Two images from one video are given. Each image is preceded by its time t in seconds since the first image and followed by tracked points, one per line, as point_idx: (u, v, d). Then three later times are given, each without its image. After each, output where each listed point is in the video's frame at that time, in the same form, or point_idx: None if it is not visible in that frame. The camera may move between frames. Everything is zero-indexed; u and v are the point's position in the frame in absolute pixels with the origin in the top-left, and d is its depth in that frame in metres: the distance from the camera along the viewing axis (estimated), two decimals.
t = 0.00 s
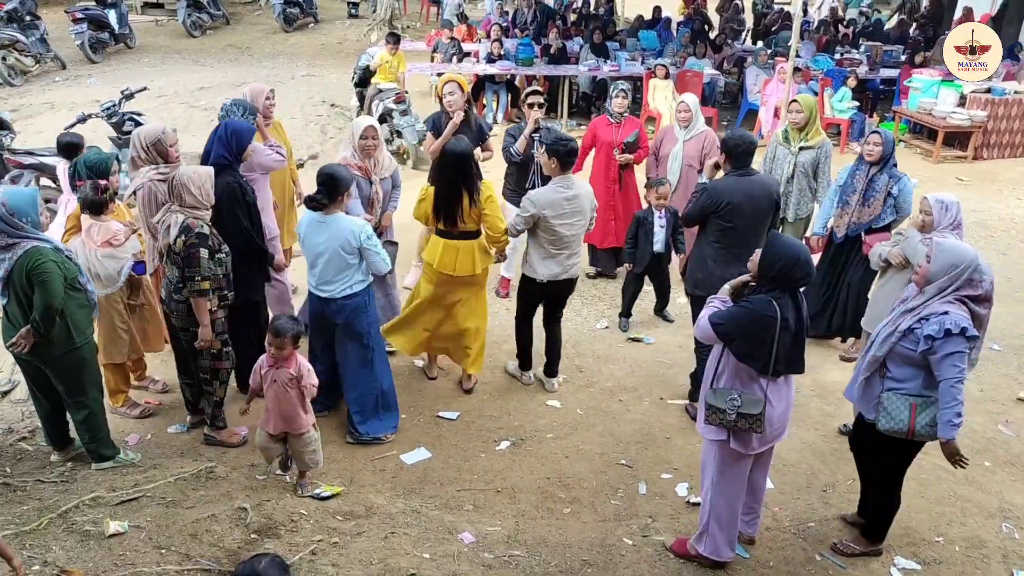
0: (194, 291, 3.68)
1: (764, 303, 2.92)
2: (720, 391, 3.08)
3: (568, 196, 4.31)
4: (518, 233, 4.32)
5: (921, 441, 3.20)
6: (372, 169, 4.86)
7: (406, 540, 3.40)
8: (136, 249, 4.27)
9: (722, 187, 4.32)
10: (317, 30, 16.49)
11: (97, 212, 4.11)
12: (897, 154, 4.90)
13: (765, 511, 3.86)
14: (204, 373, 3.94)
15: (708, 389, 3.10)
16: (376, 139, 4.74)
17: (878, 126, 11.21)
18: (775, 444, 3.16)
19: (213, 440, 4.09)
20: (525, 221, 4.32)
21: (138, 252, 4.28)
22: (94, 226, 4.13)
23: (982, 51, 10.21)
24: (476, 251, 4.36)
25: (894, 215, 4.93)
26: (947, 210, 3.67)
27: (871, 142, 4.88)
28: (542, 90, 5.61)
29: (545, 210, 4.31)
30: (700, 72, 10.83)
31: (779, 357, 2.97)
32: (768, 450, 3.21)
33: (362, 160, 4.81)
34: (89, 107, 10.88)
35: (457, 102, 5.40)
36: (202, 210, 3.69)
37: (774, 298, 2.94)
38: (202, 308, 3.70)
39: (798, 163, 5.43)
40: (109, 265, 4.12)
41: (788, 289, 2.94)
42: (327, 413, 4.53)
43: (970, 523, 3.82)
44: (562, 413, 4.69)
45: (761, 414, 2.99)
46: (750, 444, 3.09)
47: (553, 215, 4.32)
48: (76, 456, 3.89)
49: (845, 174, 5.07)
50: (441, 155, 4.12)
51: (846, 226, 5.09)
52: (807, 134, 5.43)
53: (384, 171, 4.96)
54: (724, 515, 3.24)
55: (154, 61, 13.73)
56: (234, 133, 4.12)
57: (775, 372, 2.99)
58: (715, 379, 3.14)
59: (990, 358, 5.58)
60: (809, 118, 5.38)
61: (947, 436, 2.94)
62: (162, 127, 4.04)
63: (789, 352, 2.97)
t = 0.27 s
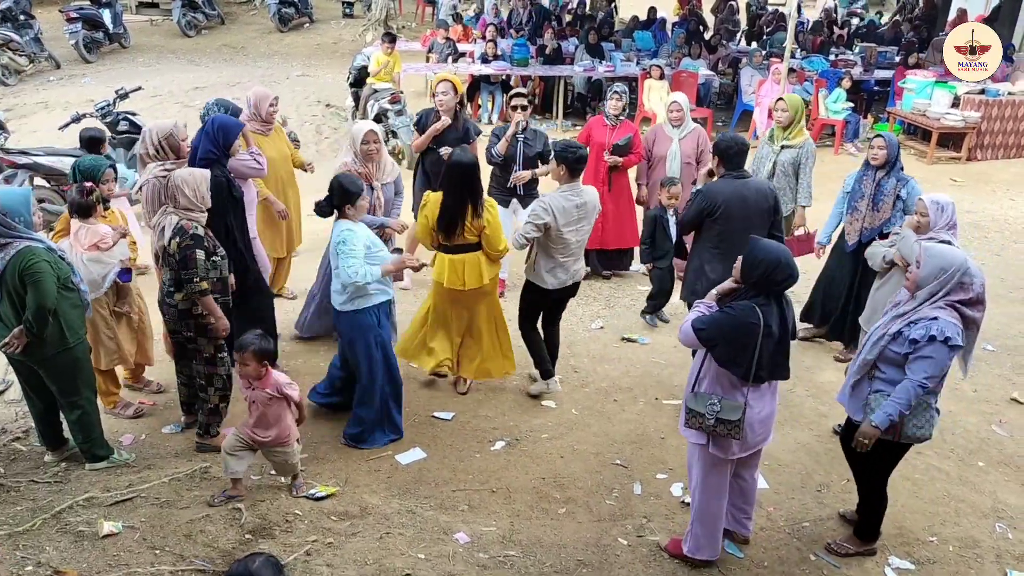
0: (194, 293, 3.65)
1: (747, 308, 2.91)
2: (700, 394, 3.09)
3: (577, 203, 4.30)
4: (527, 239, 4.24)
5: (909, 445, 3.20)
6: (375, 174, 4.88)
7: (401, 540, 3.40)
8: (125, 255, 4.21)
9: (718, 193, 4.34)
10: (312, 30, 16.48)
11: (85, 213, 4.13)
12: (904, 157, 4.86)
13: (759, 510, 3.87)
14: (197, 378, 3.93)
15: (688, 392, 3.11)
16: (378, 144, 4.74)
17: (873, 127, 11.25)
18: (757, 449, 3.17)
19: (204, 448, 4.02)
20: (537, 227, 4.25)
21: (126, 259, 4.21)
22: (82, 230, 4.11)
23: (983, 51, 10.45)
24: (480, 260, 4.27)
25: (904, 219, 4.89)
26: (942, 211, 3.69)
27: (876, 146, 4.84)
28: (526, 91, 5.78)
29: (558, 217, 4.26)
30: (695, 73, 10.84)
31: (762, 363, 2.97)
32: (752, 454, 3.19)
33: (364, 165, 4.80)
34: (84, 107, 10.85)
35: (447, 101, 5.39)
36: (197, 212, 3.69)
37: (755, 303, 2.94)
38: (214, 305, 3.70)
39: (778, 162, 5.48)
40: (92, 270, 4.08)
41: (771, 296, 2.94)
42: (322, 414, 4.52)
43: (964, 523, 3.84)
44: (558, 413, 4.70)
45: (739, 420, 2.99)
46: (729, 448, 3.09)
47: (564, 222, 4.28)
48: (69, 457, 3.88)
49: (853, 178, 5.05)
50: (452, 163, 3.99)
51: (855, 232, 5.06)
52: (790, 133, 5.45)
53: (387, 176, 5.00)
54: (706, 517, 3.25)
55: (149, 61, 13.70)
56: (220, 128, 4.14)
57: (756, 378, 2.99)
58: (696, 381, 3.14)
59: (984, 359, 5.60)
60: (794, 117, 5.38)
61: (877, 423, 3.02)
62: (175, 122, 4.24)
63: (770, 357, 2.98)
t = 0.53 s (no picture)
0: (202, 295, 3.67)
1: (732, 312, 2.92)
2: (684, 398, 3.11)
3: (590, 210, 4.25)
4: (538, 246, 4.22)
5: (904, 435, 3.23)
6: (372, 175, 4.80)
7: (401, 539, 3.40)
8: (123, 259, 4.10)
9: (711, 194, 4.34)
10: (312, 29, 16.47)
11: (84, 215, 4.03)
12: (905, 161, 4.81)
13: (760, 509, 3.87)
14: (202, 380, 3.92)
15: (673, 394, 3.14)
16: (377, 141, 4.73)
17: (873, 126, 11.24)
18: (743, 458, 3.16)
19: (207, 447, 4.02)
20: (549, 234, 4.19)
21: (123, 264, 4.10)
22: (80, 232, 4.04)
23: (982, 51, 10.29)
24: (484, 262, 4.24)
25: (899, 223, 4.87)
26: (957, 215, 3.65)
27: (879, 147, 4.83)
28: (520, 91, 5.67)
29: (571, 224, 4.20)
30: (696, 72, 10.82)
31: (747, 369, 2.96)
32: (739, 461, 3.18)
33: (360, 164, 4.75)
34: (84, 106, 10.85)
35: (434, 104, 5.36)
36: (200, 215, 3.70)
37: (742, 308, 2.93)
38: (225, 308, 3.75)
39: (767, 161, 5.49)
40: (86, 275, 3.99)
41: (758, 301, 2.93)
42: (322, 414, 4.51)
43: (964, 522, 3.83)
44: (559, 412, 4.69)
45: (718, 424, 3.01)
46: (712, 457, 3.10)
47: (577, 230, 4.23)
48: (70, 455, 3.88)
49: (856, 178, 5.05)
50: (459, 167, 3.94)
51: (852, 230, 5.08)
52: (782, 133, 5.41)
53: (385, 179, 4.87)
54: (692, 519, 3.26)
55: (149, 60, 13.69)
56: (214, 128, 4.11)
57: (740, 383, 2.99)
58: (682, 385, 3.15)
59: (984, 358, 5.60)
60: (785, 116, 5.33)
61: (856, 391, 3.11)
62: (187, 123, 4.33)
63: (757, 365, 2.97)
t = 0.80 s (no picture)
0: (217, 301, 3.69)
1: (719, 311, 2.93)
2: (679, 393, 3.13)
3: (602, 209, 4.21)
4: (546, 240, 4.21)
5: (908, 426, 3.23)
6: (360, 173, 4.64)
7: (403, 538, 3.40)
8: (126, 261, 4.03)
9: (695, 182, 4.39)
10: (314, 28, 16.47)
11: (88, 216, 3.97)
12: (903, 158, 4.81)
13: (761, 509, 3.86)
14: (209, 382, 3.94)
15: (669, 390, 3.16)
16: (368, 138, 4.57)
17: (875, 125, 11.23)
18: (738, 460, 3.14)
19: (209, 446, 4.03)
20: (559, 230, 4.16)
21: (126, 265, 4.03)
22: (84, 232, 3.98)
23: (982, 51, 10.30)
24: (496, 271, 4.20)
25: (890, 220, 4.89)
26: (973, 218, 3.66)
27: (876, 143, 4.86)
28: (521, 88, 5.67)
29: (581, 222, 4.17)
30: (697, 70, 10.81)
31: (736, 370, 2.97)
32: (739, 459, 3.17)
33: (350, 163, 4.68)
34: (86, 105, 10.85)
35: (425, 99, 5.40)
36: (206, 219, 3.70)
37: (731, 307, 2.94)
38: (237, 313, 3.80)
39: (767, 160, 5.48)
40: (86, 275, 3.92)
41: (750, 301, 2.92)
42: (323, 413, 4.51)
43: (966, 521, 3.83)
44: (560, 411, 4.69)
45: (708, 421, 3.02)
46: (706, 455, 3.10)
47: (586, 227, 4.20)
48: (73, 453, 3.88)
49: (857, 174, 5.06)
50: (464, 172, 3.89)
51: (846, 224, 5.12)
52: (780, 132, 5.42)
53: (375, 178, 4.65)
54: (689, 516, 3.27)
55: (151, 59, 13.69)
56: (215, 127, 4.12)
57: (730, 381, 2.99)
58: (680, 382, 3.17)
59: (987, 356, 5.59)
60: (783, 115, 5.35)
61: (890, 410, 3.08)
62: (187, 122, 4.25)
63: (748, 365, 2.96)
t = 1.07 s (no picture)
0: (227, 301, 3.71)
1: (723, 310, 2.93)
2: (683, 390, 3.13)
3: (615, 216, 4.16)
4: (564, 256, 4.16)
5: (916, 428, 3.24)
6: (344, 184, 4.62)
7: (404, 538, 3.40)
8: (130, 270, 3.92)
9: (680, 175, 4.45)
10: (315, 27, 16.47)
11: (90, 225, 3.87)
12: (894, 157, 4.84)
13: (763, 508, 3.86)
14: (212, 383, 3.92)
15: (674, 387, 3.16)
16: (345, 149, 4.51)
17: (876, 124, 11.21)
18: (743, 458, 3.12)
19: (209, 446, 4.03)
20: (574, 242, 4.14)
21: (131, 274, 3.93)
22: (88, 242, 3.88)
23: (982, 51, 10.24)
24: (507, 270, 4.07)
25: (876, 217, 4.92)
26: (980, 218, 3.63)
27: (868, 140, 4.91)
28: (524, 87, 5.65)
29: (595, 231, 4.13)
30: (698, 70, 10.80)
31: (740, 368, 2.97)
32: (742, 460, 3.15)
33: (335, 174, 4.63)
34: (87, 105, 10.86)
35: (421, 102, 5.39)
36: (209, 219, 3.69)
37: (734, 306, 2.94)
38: (242, 314, 3.79)
39: (772, 160, 5.45)
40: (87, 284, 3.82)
41: (753, 300, 2.92)
42: (324, 413, 4.50)
43: (968, 521, 3.82)
44: (562, 410, 4.68)
45: (708, 419, 3.02)
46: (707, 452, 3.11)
47: (602, 236, 4.16)
48: (73, 453, 3.88)
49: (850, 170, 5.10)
50: (479, 173, 3.83)
51: (835, 218, 5.18)
52: (783, 132, 5.39)
53: (358, 189, 4.64)
54: (691, 515, 3.27)
55: (152, 58, 13.69)
56: (219, 132, 4.21)
57: (732, 378, 3.00)
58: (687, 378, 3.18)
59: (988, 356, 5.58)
60: (785, 116, 5.33)
61: (904, 416, 3.08)
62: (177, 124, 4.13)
63: (753, 365, 2.96)
